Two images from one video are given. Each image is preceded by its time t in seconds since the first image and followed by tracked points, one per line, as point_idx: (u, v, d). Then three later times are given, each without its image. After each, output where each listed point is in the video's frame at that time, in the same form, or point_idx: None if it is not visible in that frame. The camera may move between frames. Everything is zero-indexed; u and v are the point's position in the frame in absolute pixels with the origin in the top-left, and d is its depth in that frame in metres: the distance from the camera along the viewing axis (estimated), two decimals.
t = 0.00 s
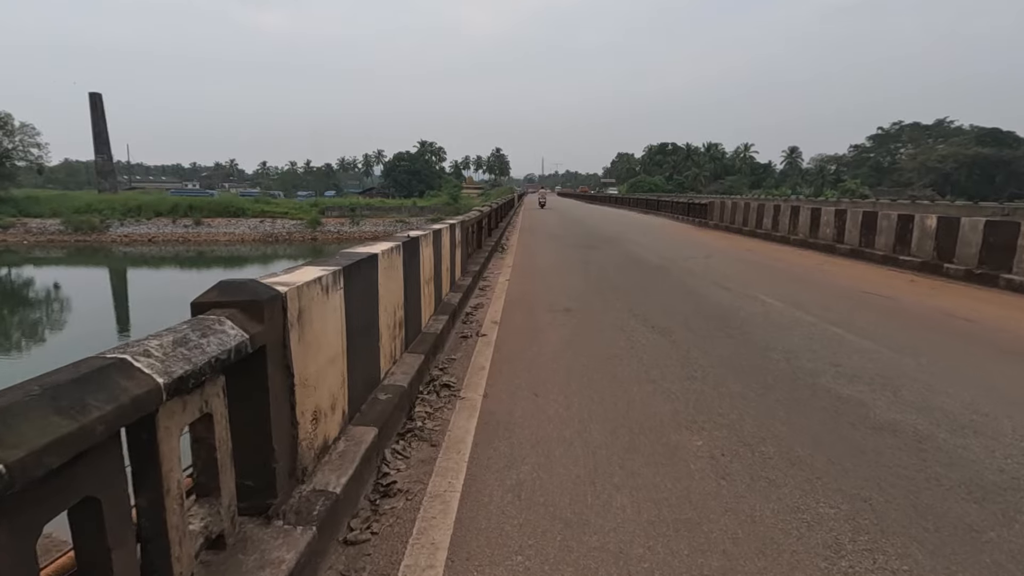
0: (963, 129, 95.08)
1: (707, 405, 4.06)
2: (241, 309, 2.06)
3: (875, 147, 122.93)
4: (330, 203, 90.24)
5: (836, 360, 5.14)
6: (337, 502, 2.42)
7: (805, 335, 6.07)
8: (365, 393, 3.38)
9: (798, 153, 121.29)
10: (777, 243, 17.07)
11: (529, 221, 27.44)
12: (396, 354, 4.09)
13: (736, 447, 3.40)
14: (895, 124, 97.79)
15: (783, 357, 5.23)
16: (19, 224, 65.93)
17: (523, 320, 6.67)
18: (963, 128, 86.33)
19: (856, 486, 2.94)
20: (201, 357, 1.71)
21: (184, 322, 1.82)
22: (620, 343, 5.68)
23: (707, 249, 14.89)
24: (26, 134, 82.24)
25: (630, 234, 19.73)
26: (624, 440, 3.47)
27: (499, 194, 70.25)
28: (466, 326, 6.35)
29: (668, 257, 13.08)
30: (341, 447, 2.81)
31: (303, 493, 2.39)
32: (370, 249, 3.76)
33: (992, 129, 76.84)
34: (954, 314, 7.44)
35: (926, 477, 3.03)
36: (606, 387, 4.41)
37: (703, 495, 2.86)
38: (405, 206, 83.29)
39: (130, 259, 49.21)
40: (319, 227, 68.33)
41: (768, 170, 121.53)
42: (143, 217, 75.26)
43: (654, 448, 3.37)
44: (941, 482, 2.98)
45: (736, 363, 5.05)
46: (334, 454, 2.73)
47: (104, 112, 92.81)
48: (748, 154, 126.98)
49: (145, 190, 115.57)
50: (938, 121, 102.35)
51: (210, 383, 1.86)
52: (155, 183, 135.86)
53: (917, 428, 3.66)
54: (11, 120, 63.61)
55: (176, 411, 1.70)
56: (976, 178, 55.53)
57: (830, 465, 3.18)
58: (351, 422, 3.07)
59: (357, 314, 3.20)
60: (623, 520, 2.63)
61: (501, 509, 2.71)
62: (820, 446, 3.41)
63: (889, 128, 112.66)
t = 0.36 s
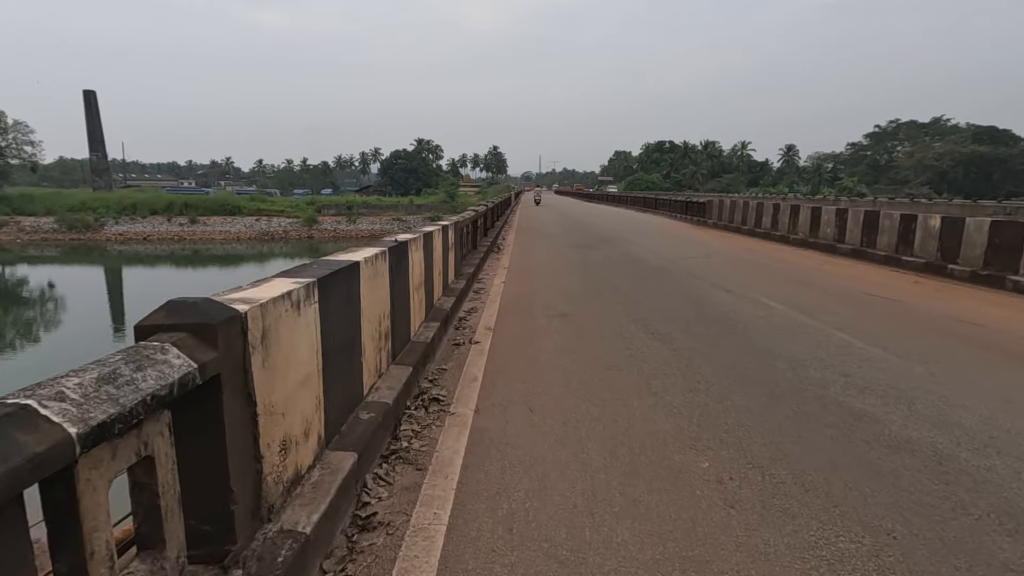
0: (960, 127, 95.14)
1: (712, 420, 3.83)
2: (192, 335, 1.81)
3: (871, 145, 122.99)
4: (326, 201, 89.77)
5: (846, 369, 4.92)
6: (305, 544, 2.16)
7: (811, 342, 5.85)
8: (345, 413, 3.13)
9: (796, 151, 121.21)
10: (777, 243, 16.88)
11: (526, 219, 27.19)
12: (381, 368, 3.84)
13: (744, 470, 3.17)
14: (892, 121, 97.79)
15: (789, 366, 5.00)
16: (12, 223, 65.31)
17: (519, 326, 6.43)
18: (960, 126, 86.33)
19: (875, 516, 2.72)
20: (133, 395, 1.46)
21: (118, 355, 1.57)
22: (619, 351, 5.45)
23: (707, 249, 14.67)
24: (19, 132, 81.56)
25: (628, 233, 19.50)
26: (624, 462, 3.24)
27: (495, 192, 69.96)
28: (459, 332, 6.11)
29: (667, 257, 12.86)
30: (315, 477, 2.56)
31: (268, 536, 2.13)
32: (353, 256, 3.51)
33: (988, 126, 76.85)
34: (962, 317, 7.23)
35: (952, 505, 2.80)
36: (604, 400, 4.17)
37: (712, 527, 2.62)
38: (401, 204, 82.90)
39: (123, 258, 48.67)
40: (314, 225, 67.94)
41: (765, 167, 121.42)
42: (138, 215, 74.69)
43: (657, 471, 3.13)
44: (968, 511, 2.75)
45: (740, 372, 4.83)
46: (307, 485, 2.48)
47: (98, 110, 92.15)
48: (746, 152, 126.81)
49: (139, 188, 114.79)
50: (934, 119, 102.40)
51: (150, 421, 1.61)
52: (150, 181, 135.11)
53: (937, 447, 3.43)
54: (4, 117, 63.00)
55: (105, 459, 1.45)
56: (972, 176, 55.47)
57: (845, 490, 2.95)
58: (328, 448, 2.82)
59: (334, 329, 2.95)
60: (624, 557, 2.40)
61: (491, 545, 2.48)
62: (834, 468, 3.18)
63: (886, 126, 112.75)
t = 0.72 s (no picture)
0: (961, 127, 94.78)
1: (729, 430, 3.57)
2: (143, 341, 1.55)
3: (872, 145, 122.70)
4: (325, 200, 89.45)
5: (866, 374, 4.66)
6: None
7: (827, 344, 5.59)
8: (333, 424, 2.87)
9: (796, 151, 120.93)
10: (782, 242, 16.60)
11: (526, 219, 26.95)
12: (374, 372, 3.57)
13: (768, 485, 2.91)
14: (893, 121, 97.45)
15: (807, 371, 4.73)
16: (11, 221, 64.93)
17: (521, 327, 6.17)
18: (961, 126, 86.07)
19: (916, 539, 2.46)
20: (58, 416, 1.20)
21: (46, 366, 1.32)
22: (626, 354, 5.19)
23: (711, 249, 14.40)
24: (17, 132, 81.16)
25: (630, 232, 19.20)
26: (637, 477, 2.98)
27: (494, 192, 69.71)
28: (458, 334, 5.85)
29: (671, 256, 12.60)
30: (297, 497, 2.30)
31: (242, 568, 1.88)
32: (343, 253, 3.25)
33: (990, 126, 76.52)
34: (980, 317, 6.96)
35: (1002, 527, 2.54)
36: (613, 408, 3.91)
37: (738, 553, 2.36)
38: (401, 204, 82.59)
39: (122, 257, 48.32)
40: (314, 224, 67.64)
41: (766, 167, 121.18)
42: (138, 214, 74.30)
43: (673, 488, 2.87)
44: (1020, 535, 2.48)
45: (755, 377, 4.57)
46: (288, 508, 2.22)
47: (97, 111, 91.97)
48: (746, 151, 126.55)
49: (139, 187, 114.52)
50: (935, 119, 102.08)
51: (90, 443, 1.35)
52: (149, 180, 134.86)
53: (975, 461, 3.17)
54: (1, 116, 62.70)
55: (24, 495, 1.19)
56: (973, 176, 55.15)
57: (881, 509, 2.69)
58: (313, 464, 2.55)
59: (320, 332, 2.69)
60: None
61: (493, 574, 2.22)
62: (867, 485, 2.92)
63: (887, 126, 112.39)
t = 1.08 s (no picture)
0: (967, 127, 94.10)
1: (755, 459, 3.27)
2: (73, 393, 1.26)
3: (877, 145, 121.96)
4: (328, 201, 89.32)
5: (897, 392, 4.35)
6: None
7: (851, 357, 5.28)
8: (321, 458, 2.58)
9: (800, 150, 120.33)
10: (791, 245, 16.28)
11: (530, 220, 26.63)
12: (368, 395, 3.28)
13: (804, 528, 2.62)
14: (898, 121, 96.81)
15: (833, 388, 4.44)
16: (15, 221, 64.93)
17: (526, 337, 5.88)
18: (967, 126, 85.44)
19: None
20: None
21: None
22: (638, 368, 4.89)
23: (719, 251, 14.08)
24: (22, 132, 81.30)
25: (636, 234, 18.90)
26: (658, 517, 2.68)
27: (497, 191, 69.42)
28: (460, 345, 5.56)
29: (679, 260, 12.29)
30: (275, 553, 2.01)
31: None
32: (335, 266, 2.97)
33: (996, 125, 75.86)
34: (1007, 327, 6.65)
35: None
36: (627, 431, 3.62)
37: None
38: (404, 204, 82.43)
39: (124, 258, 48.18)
40: (316, 225, 67.50)
41: (770, 167, 120.58)
42: (141, 214, 74.26)
43: (700, 532, 2.58)
44: None
45: (777, 396, 4.27)
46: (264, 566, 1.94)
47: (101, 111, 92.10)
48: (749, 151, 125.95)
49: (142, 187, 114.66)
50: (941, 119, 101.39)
51: None
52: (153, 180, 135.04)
53: None
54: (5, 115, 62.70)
55: None
56: (980, 176, 54.65)
57: (935, 558, 2.40)
58: (295, 509, 2.27)
59: (305, 358, 2.40)
60: None
61: None
62: (915, 527, 2.62)
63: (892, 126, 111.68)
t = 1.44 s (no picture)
0: (976, 129, 93.22)
1: (782, 483, 3.01)
2: None
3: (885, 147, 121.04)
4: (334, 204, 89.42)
5: (929, 408, 4.08)
6: None
7: (876, 368, 5.01)
8: (309, 486, 2.35)
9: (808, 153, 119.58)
10: (802, 248, 15.96)
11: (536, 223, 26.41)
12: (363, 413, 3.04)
13: (844, 566, 2.36)
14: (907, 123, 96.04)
15: (860, 403, 4.16)
16: (25, 224, 65.29)
17: (533, 346, 5.64)
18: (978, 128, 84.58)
19: None
20: None
21: None
22: (651, 380, 4.64)
23: (730, 255, 13.78)
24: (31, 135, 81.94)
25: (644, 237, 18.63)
26: (681, 552, 2.43)
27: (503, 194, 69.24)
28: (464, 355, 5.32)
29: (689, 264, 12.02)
30: None
31: None
32: (327, 275, 2.74)
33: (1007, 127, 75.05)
34: None
35: None
36: (642, 451, 3.36)
37: None
38: (409, 207, 82.39)
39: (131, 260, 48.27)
40: (322, 227, 67.55)
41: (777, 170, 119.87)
42: (148, 217, 74.53)
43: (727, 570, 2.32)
44: None
45: (802, 412, 4.00)
46: None
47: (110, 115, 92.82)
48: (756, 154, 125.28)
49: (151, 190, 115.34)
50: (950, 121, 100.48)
51: None
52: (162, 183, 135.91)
53: None
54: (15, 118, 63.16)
55: None
56: (990, 178, 53.99)
57: None
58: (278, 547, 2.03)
59: (291, 378, 2.17)
60: None
61: None
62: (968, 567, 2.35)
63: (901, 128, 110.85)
